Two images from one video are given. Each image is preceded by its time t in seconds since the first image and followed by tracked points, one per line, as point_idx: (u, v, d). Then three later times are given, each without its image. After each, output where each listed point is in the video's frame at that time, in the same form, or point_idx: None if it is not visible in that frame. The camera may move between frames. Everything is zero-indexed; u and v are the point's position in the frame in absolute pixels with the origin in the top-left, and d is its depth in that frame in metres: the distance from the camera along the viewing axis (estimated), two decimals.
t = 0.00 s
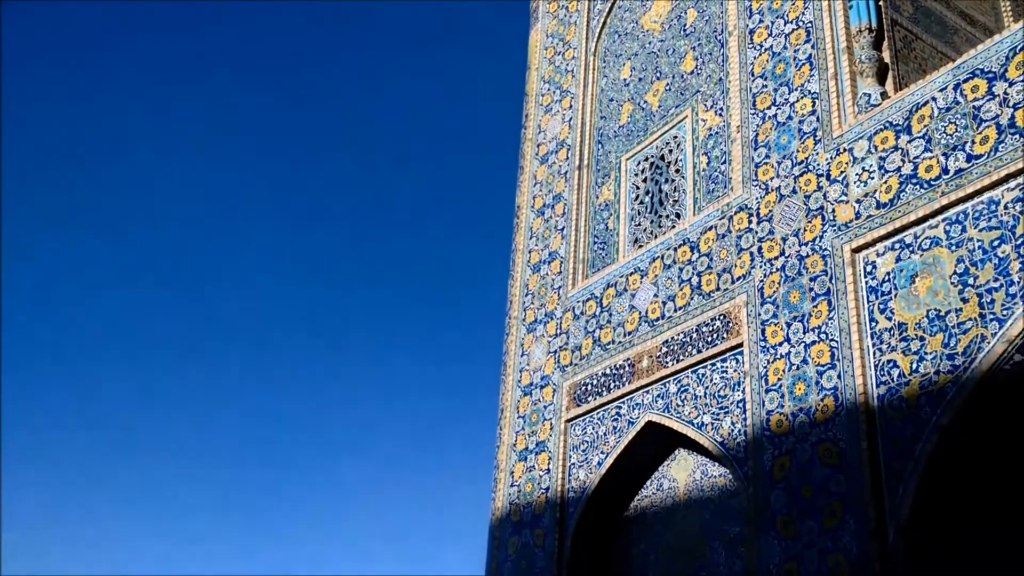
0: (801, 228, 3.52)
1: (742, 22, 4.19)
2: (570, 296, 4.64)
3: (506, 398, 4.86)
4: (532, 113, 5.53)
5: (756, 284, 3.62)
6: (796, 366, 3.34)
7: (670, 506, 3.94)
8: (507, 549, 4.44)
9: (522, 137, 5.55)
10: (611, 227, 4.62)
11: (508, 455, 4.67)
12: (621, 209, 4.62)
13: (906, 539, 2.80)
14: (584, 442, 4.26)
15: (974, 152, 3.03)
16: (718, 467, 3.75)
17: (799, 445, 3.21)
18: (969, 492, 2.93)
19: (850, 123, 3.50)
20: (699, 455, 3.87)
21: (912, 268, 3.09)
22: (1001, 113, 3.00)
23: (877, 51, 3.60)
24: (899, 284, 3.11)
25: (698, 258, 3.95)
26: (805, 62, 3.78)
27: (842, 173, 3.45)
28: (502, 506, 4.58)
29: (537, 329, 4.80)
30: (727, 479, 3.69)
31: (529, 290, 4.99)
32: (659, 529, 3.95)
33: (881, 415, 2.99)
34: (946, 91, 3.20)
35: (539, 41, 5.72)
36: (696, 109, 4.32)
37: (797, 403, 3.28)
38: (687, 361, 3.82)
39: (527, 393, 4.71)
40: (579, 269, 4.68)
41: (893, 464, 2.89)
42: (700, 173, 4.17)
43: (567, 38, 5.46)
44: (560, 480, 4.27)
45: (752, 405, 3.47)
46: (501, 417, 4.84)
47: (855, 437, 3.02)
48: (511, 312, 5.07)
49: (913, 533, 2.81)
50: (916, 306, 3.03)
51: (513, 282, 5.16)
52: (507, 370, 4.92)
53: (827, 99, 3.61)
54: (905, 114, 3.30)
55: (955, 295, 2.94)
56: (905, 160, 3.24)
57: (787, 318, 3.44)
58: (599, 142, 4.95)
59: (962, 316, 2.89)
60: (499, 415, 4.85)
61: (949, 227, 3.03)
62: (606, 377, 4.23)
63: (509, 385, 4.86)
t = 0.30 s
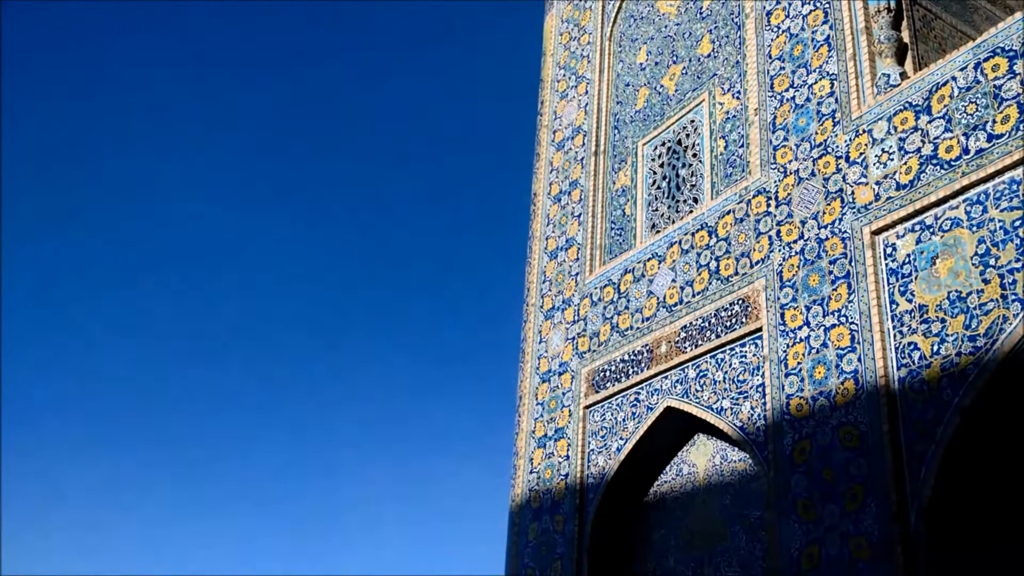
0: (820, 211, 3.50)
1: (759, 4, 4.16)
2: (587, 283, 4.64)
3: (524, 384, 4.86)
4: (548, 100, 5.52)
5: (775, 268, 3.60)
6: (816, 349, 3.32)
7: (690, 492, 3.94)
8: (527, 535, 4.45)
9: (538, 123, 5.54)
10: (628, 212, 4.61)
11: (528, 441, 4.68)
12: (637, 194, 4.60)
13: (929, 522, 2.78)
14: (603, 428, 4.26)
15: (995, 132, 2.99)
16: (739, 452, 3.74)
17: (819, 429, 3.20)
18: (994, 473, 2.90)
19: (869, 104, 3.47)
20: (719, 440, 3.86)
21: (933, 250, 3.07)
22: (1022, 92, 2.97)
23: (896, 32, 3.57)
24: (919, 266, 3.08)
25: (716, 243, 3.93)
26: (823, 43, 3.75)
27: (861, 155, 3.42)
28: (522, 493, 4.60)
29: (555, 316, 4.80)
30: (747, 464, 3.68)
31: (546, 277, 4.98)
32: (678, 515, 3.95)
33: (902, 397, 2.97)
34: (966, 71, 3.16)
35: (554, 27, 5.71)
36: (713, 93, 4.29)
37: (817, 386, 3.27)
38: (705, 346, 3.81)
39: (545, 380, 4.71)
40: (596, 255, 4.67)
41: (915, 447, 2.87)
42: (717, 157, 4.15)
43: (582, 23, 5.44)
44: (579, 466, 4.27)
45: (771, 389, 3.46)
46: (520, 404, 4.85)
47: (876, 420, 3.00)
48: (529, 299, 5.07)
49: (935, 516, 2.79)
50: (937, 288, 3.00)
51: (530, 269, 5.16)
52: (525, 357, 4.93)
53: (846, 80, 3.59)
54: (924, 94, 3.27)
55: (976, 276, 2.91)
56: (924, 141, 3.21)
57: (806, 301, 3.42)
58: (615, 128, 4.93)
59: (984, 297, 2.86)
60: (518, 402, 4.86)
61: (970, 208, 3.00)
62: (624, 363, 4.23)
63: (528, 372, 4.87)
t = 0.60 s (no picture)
0: (841, 193, 3.47)
1: None
2: (607, 269, 4.63)
3: (545, 372, 4.87)
4: (565, 86, 5.49)
5: (796, 252, 3.58)
6: (839, 333, 3.30)
7: (713, 477, 3.93)
8: (550, 522, 4.46)
9: (555, 110, 5.52)
10: (647, 198, 4.59)
11: (549, 428, 4.69)
12: (656, 179, 4.58)
13: (955, 505, 2.76)
14: (624, 415, 4.25)
15: (1019, 111, 2.95)
16: (761, 437, 3.73)
17: (843, 413, 3.18)
18: None
19: (890, 84, 3.43)
20: (741, 425, 3.85)
21: (956, 231, 3.03)
22: None
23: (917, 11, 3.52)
24: (943, 248, 3.05)
25: (736, 227, 3.91)
26: (843, 24, 3.71)
27: (883, 136, 3.39)
28: (544, 479, 4.61)
29: (575, 302, 4.79)
30: (770, 449, 3.67)
31: (566, 264, 4.98)
32: (701, 500, 3.95)
33: (926, 380, 2.95)
34: (989, 50, 3.12)
35: (570, 12, 5.68)
36: (732, 76, 4.26)
37: (840, 370, 3.25)
38: (727, 331, 3.80)
39: (566, 367, 4.71)
40: (616, 241, 4.66)
41: (940, 430, 2.85)
42: (737, 141, 4.12)
43: (599, 8, 5.41)
44: (601, 453, 4.27)
45: (794, 374, 3.44)
46: (541, 391, 4.85)
47: (900, 403, 2.98)
48: (548, 286, 5.06)
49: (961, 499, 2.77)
50: (961, 269, 2.98)
51: (549, 256, 5.15)
52: (545, 345, 4.93)
53: (866, 61, 3.55)
54: (946, 74, 3.23)
55: (1001, 257, 2.88)
56: (947, 121, 3.17)
57: (828, 285, 3.40)
58: (633, 113, 4.91)
59: (1009, 279, 2.83)
60: (539, 389, 4.86)
61: (994, 188, 2.96)
62: (645, 349, 4.22)
63: (548, 359, 4.87)
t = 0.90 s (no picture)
0: (860, 176, 3.45)
1: None
2: (623, 255, 4.62)
3: (562, 358, 4.87)
4: (580, 72, 5.48)
5: (814, 236, 3.56)
6: (857, 317, 3.28)
7: (731, 462, 3.93)
8: (568, 508, 4.47)
9: (570, 96, 5.51)
10: (663, 183, 4.58)
11: (566, 415, 4.69)
12: (672, 164, 4.57)
13: (975, 489, 2.75)
14: (642, 400, 4.25)
15: None
16: (780, 422, 3.72)
17: (862, 397, 3.17)
18: None
19: (908, 66, 3.40)
20: (759, 410, 3.84)
21: (976, 213, 3.01)
22: None
23: None
24: (962, 230, 3.03)
25: (753, 212, 3.90)
26: (861, 5, 3.68)
27: (901, 118, 3.36)
28: (562, 466, 4.61)
29: (591, 289, 4.79)
30: (788, 433, 3.66)
31: (582, 250, 4.97)
32: (720, 485, 3.95)
33: (946, 364, 2.93)
34: (1008, 29, 3.09)
35: None
36: (748, 60, 4.24)
37: (859, 354, 3.24)
38: (744, 316, 3.79)
39: (583, 353, 4.71)
40: (632, 227, 4.65)
41: (960, 414, 2.83)
42: (753, 125, 4.10)
43: None
44: (618, 439, 4.28)
45: (812, 358, 3.43)
46: (558, 377, 4.86)
47: (920, 386, 2.97)
48: (564, 273, 5.06)
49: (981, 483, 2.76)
50: (980, 252, 2.95)
51: (565, 243, 5.14)
52: (562, 331, 4.93)
53: (884, 43, 3.52)
54: (965, 55, 3.20)
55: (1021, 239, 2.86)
56: (966, 102, 3.15)
57: (846, 268, 3.38)
58: (649, 98, 4.89)
59: None
60: (556, 375, 4.86)
61: (1014, 169, 2.94)
62: (662, 335, 4.21)
63: (565, 346, 4.87)
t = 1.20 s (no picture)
0: (881, 159, 3.42)
1: None
2: (643, 244, 4.61)
3: (583, 348, 4.87)
4: (597, 60, 5.46)
5: (836, 220, 3.53)
6: (881, 301, 3.26)
7: (755, 449, 3.92)
8: (592, 497, 4.48)
9: (588, 84, 5.49)
10: (682, 170, 4.55)
11: (589, 404, 4.69)
12: (691, 151, 4.54)
13: (1002, 473, 2.72)
14: (664, 389, 4.25)
15: None
16: (803, 408, 3.71)
17: (886, 382, 3.15)
18: None
19: (929, 47, 3.36)
20: (783, 396, 3.82)
21: (1000, 194, 2.98)
22: None
23: None
24: (986, 212, 2.99)
25: (774, 197, 3.87)
26: None
27: (923, 100, 3.32)
28: (585, 455, 4.62)
29: (612, 278, 4.78)
30: (813, 419, 3.64)
31: (602, 239, 4.96)
32: (744, 473, 3.93)
33: (971, 347, 2.90)
34: None
35: None
36: (767, 44, 4.21)
37: (882, 339, 3.21)
38: (766, 302, 3.77)
39: (605, 342, 4.71)
40: (652, 215, 4.63)
41: (986, 397, 2.81)
42: (773, 110, 4.07)
43: None
44: (641, 427, 4.27)
45: (836, 343, 3.41)
46: (580, 367, 4.85)
47: (945, 369, 2.94)
48: (585, 263, 5.05)
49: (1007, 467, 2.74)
50: (1005, 234, 2.92)
51: (585, 232, 5.13)
52: (583, 321, 4.92)
53: (904, 24, 3.48)
54: (987, 34, 3.16)
55: None
56: (989, 82, 3.11)
57: (869, 253, 3.36)
58: (667, 84, 4.87)
59: None
60: (578, 365, 4.86)
61: None
62: (684, 323, 4.20)
63: (586, 335, 4.87)
